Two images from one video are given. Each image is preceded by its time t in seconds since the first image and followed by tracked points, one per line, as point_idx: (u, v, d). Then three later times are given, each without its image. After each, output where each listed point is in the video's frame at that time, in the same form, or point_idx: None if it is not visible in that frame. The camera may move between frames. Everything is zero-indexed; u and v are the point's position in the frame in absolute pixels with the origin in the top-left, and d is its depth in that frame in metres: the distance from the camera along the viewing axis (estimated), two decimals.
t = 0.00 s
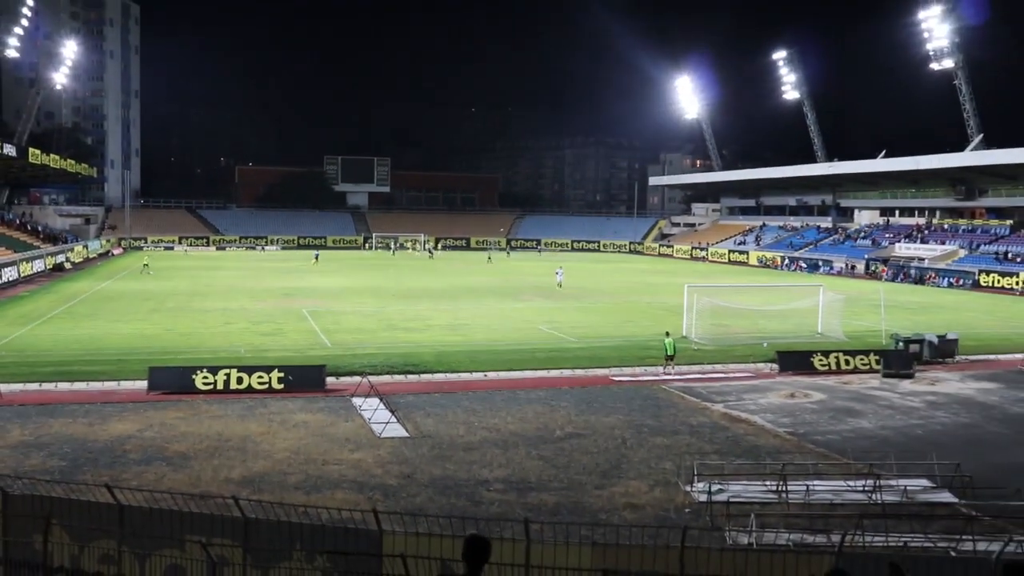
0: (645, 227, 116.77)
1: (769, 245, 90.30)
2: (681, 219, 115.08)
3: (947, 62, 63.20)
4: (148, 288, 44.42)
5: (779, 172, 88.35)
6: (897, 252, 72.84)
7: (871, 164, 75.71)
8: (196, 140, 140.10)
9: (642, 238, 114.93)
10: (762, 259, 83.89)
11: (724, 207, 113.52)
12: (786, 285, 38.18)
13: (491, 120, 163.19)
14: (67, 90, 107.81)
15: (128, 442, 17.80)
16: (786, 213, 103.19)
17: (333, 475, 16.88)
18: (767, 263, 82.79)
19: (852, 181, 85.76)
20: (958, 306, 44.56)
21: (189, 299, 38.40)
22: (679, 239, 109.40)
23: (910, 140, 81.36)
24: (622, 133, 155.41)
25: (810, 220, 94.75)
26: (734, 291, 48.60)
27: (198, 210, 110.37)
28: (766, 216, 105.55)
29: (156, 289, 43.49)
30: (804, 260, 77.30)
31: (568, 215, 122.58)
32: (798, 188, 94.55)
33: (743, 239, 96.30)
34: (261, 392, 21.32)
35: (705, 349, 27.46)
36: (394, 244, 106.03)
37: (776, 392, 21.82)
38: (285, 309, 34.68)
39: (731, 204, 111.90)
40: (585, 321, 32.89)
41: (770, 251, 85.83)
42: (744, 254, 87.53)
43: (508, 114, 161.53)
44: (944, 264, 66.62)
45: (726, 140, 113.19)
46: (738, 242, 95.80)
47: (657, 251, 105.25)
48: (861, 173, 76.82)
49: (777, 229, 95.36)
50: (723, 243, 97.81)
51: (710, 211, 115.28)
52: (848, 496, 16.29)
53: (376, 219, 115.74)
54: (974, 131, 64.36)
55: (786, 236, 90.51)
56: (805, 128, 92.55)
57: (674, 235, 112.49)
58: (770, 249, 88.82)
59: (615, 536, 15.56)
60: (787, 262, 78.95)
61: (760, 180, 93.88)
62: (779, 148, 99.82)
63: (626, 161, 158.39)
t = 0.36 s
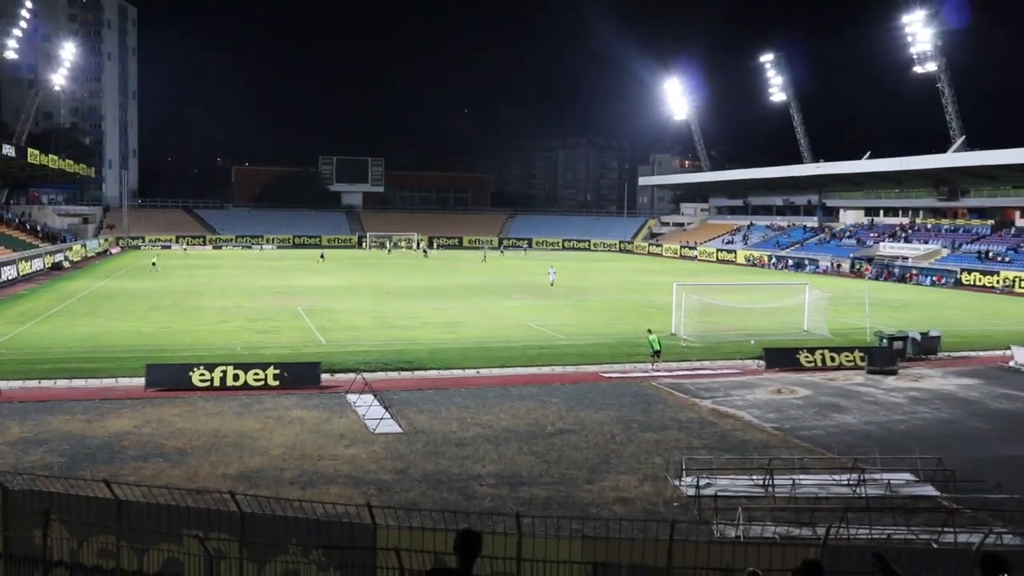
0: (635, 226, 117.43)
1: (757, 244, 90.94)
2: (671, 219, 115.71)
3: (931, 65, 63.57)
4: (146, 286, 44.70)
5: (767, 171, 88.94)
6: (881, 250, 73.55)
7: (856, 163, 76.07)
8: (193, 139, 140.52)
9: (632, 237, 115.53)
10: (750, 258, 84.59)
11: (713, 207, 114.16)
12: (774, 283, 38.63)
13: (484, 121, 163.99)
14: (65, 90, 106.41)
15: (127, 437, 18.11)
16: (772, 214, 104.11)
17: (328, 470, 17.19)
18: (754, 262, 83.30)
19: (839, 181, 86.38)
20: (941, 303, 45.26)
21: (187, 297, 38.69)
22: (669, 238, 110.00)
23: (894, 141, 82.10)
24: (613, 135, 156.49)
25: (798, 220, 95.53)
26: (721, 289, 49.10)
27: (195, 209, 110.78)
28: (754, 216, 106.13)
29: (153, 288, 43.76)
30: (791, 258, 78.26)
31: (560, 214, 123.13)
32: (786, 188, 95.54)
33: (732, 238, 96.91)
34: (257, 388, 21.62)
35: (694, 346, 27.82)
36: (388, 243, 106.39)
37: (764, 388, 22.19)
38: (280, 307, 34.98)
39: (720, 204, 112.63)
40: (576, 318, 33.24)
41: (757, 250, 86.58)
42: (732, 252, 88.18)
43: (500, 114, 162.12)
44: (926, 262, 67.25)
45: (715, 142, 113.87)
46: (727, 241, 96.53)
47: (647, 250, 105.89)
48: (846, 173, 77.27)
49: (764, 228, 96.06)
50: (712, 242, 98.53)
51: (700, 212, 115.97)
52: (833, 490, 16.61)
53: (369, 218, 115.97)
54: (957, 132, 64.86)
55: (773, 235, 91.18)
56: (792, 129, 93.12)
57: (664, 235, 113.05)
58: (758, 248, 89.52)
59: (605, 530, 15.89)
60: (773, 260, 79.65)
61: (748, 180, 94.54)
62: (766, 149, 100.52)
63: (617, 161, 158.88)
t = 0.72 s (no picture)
0: (612, 225, 118.51)
1: (730, 241, 92.59)
2: (647, 218, 116.89)
3: (896, 70, 64.32)
4: (133, 285, 45.05)
5: (741, 171, 88.63)
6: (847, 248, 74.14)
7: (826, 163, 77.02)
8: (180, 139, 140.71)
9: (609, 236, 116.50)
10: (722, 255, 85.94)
11: (688, 206, 115.39)
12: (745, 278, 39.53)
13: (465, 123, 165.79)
14: (58, 95, 105.62)
15: (120, 432, 18.59)
16: (746, 213, 103.10)
17: (315, 462, 17.73)
18: (728, 261, 84.37)
19: (809, 182, 87.69)
20: (907, 298, 46.40)
21: (175, 295, 39.11)
22: (644, 237, 111.27)
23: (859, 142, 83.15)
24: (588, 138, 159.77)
25: (768, 219, 96.41)
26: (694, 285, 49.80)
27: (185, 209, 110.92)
28: (726, 216, 107.48)
29: (141, 285, 44.14)
30: (762, 254, 79.69)
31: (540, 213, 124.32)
32: (758, 187, 96.55)
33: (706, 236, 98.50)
34: (246, 383, 22.15)
35: (669, 340, 28.50)
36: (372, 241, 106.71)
37: (737, 380, 22.86)
38: (267, 304, 35.48)
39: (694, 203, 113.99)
40: (556, 314, 33.89)
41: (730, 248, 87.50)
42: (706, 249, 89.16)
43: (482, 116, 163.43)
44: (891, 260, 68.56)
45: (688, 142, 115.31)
46: (702, 239, 98.19)
47: (624, 249, 106.33)
48: (816, 173, 78.43)
49: (737, 227, 97.35)
50: (686, 240, 100.18)
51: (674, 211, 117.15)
52: (803, 477, 17.25)
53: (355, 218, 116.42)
54: (919, 132, 66.77)
55: (746, 233, 93.16)
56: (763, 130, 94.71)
57: (640, 234, 114.14)
58: (730, 245, 91.19)
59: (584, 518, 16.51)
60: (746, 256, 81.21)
61: (721, 181, 95.88)
62: (738, 149, 101.47)
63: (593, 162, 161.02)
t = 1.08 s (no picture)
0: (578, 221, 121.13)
1: (691, 236, 97.03)
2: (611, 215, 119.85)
3: (846, 76, 66.12)
4: (113, 280, 45.64)
5: (700, 172, 92.42)
6: (801, 244, 80.04)
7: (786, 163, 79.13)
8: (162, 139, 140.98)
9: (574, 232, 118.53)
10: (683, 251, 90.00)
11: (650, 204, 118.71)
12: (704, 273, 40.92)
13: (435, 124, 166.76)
14: (40, 95, 105.66)
15: (102, 423, 19.18)
16: (705, 210, 105.55)
17: (293, 451, 18.42)
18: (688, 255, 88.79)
19: (767, 181, 90.12)
20: (860, 293, 48.17)
21: (154, 290, 39.72)
22: (609, 233, 114.84)
23: (809, 143, 85.08)
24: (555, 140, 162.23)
25: (726, 218, 100.30)
26: (656, 280, 51.51)
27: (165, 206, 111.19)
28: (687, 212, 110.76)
29: (120, 280, 44.71)
30: (721, 250, 83.53)
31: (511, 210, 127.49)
32: (716, 186, 99.13)
33: (667, 232, 102.89)
34: (224, 374, 22.84)
35: (633, 332, 29.54)
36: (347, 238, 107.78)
37: (697, 370, 23.83)
38: (245, 298, 36.18)
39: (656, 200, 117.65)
40: (525, 308, 34.92)
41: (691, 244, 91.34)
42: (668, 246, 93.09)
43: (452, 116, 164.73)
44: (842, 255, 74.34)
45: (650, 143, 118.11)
46: (663, 235, 102.59)
47: (590, 244, 110.29)
48: (774, 173, 80.56)
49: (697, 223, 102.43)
50: (648, 236, 104.29)
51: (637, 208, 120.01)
52: (760, 463, 18.06)
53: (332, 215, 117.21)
54: (869, 135, 68.17)
55: (705, 230, 97.78)
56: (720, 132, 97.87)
57: (605, 229, 117.09)
58: (691, 241, 95.56)
59: (550, 502, 17.25)
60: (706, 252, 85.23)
61: (682, 180, 98.65)
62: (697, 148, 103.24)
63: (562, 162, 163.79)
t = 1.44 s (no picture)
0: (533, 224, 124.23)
1: (641, 238, 100.87)
2: (565, 217, 123.12)
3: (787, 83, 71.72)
4: (75, 281, 45.86)
5: (647, 175, 95.93)
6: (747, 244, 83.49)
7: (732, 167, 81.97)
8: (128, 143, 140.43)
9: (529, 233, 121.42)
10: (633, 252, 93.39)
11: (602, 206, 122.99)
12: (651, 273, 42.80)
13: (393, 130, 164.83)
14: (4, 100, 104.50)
15: (67, 422, 19.53)
16: (655, 211, 110.97)
17: (256, 447, 18.88)
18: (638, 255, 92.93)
19: (713, 184, 93.35)
20: (804, 291, 50.48)
21: (117, 291, 40.09)
22: (562, 234, 118.48)
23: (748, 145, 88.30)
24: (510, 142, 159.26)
25: (674, 219, 104.59)
26: (608, 280, 53.66)
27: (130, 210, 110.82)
28: (636, 214, 114.66)
29: (82, 282, 44.96)
30: (669, 251, 87.21)
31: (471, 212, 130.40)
32: (664, 189, 103.06)
33: (617, 233, 106.81)
34: (189, 374, 23.35)
35: (586, 331, 30.77)
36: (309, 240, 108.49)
37: (647, 367, 24.87)
38: (208, 299, 36.70)
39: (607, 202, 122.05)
40: (483, 309, 36.11)
41: (641, 245, 94.90)
42: (618, 246, 96.68)
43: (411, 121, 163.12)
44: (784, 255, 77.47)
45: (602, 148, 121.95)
46: (614, 236, 106.47)
47: (544, 245, 113.13)
48: (717, 176, 83.57)
49: (646, 225, 106.59)
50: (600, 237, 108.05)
51: (589, 210, 123.80)
52: (707, 454, 18.76)
53: (298, 218, 118.35)
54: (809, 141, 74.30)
55: (655, 231, 101.66)
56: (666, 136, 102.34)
57: (559, 229, 120.46)
58: (641, 241, 99.27)
59: (506, 495, 17.80)
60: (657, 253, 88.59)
61: (632, 183, 102.01)
62: (646, 150, 106.61)
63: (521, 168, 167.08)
